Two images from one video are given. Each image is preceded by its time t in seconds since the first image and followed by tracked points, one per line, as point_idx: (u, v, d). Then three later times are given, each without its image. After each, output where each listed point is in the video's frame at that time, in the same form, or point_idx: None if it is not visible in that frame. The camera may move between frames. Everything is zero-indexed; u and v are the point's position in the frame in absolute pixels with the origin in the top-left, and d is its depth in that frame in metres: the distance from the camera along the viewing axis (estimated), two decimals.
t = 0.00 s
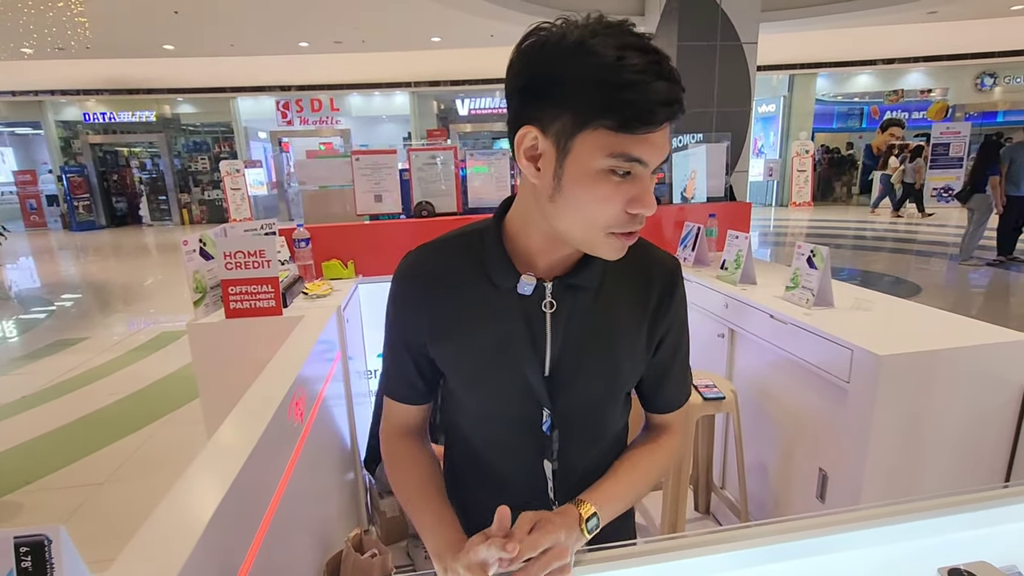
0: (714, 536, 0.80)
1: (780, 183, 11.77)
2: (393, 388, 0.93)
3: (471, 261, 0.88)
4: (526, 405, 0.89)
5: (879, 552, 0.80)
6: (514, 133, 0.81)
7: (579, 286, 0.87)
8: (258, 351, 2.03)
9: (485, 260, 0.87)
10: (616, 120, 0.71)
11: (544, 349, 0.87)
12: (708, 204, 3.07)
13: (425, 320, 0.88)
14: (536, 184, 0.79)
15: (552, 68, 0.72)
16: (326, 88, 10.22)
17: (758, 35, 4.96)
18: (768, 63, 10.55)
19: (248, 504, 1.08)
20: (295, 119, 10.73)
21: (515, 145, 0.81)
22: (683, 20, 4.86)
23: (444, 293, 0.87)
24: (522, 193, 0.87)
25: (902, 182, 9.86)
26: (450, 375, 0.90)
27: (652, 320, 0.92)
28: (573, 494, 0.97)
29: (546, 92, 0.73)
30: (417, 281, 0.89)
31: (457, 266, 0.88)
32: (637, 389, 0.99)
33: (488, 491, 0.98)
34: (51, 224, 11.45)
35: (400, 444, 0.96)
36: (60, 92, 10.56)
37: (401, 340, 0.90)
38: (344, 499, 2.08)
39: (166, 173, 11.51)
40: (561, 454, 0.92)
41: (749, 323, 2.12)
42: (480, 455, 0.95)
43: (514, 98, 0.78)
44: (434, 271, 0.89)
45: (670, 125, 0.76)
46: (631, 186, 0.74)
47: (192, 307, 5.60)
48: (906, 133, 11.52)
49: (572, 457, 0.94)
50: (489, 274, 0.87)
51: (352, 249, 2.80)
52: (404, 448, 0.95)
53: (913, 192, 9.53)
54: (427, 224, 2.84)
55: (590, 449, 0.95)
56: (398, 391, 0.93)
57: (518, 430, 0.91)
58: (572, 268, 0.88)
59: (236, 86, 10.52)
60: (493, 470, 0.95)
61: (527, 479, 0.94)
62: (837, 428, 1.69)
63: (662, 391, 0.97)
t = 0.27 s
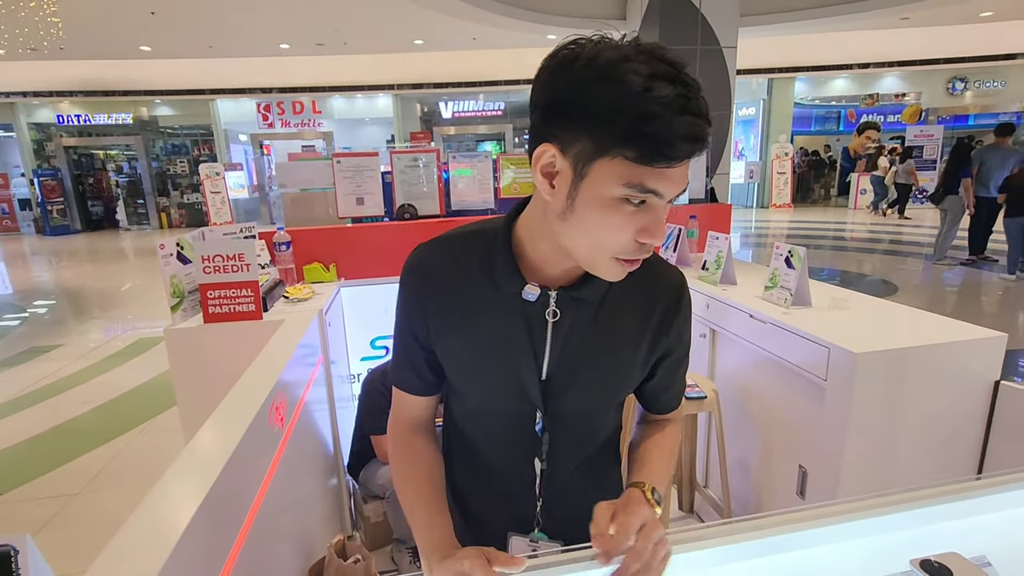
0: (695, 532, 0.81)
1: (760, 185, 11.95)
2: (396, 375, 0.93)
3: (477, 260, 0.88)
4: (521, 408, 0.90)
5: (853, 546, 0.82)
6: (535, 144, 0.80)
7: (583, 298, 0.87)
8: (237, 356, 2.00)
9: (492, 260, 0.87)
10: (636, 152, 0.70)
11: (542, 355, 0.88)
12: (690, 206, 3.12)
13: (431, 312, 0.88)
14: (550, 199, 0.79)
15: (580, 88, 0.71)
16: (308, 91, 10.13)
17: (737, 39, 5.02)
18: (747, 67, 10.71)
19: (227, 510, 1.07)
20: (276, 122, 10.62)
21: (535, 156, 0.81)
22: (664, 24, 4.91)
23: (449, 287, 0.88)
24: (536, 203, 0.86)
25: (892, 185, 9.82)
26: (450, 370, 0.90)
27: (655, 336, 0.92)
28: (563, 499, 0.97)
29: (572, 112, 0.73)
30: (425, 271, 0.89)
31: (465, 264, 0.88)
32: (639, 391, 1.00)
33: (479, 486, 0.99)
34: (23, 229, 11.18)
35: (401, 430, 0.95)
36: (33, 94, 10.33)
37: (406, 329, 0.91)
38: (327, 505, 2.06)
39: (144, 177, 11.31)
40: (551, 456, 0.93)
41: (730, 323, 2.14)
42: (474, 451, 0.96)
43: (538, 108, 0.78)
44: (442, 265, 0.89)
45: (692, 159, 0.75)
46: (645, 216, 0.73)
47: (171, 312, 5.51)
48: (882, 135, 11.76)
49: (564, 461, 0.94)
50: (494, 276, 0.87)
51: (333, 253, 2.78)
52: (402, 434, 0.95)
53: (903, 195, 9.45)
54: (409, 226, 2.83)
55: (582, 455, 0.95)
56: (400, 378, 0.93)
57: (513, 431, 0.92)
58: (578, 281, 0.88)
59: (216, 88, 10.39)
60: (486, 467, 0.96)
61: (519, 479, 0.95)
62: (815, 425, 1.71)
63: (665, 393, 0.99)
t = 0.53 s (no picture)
0: (684, 536, 0.81)
1: (745, 187, 12.08)
2: (378, 385, 0.90)
3: (463, 262, 0.88)
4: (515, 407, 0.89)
5: (837, 545, 0.83)
6: (527, 142, 0.79)
7: (574, 293, 0.87)
8: (221, 362, 1.97)
9: (481, 261, 0.87)
10: (634, 146, 0.71)
11: (535, 350, 0.87)
12: (675, 208, 3.15)
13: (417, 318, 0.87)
14: (545, 196, 0.79)
15: (576, 86, 0.71)
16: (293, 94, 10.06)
17: (721, 43, 5.07)
18: (731, 71, 10.83)
19: (211, 519, 1.05)
20: (261, 125, 10.53)
21: (526, 155, 0.80)
22: (649, 29, 4.94)
23: (435, 291, 0.87)
24: (525, 200, 0.86)
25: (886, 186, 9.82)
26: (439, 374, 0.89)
27: (638, 328, 0.94)
28: (559, 499, 0.96)
29: (567, 110, 0.73)
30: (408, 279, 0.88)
31: (451, 266, 0.88)
32: (622, 381, 1.01)
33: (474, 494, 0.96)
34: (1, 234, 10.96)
35: (383, 444, 0.91)
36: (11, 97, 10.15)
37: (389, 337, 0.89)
38: (313, 513, 2.04)
39: (126, 181, 11.16)
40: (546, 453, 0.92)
41: (715, 325, 2.16)
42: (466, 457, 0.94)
43: (529, 110, 0.78)
44: (427, 270, 0.88)
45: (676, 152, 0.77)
46: (639, 209, 0.74)
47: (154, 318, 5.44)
48: (863, 138, 11.95)
49: (558, 459, 0.94)
50: (483, 276, 0.86)
51: (319, 257, 2.75)
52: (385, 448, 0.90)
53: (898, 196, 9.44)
54: (396, 230, 2.82)
55: (575, 452, 0.95)
56: (383, 388, 0.90)
57: (507, 432, 0.90)
58: (567, 275, 0.88)
59: (199, 91, 10.28)
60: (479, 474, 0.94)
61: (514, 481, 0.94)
62: (800, 426, 1.73)
63: (649, 381, 1.01)
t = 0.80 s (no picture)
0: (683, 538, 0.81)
1: (740, 191, 12.14)
2: (341, 411, 0.80)
3: (431, 268, 0.83)
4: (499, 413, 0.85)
5: (832, 549, 0.83)
6: (494, 150, 0.77)
7: (538, 286, 0.89)
8: (215, 367, 1.96)
9: (451, 266, 0.83)
10: (607, 146, 0.76)
11: (515, 348, 0.85)
12: (670, 213, 3.16)
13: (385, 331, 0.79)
14: (522, 200, 0.77)
15: (548, 92, 0.72)
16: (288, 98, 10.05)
17: (715, 48, 5.10)
18: (726, 76, 10.90)
19: (205, 524, 1.05)
20: (256, 129, 10.52)
21: (493, 160, 0.77)
22: (643, 33, 4.97)
23: (403, 303, 0.80)
24: (483, 203, 0.83)
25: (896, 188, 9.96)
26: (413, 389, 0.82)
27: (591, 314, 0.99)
28: (558, 490, 0.94)
29: (540, 115, 0.73)
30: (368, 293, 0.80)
31: (419, 274, 0.82)
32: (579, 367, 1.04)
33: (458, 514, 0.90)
34: None
35: (358, 470, 0.82)
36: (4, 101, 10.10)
37: (353, 358, 0.79)
38: (308, 519, 2.03)
39: (119, 185, 11.10)
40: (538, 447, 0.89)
41: (710, 329, 2.16)
42: (445, 475, 0.88)
43: (487, 114, 0.76)
44: (391, 280, 0.81)
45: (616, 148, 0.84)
46: (605, 203, 0.80)
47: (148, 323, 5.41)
48: (856, 142, 12.04)
49: (548, 452, 0.91)
50: (454, 281, 0.82)
51: (314, 262, 2.75)
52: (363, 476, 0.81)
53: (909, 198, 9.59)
54: (391, 234, 2.82)
55: (558, 449, 0.94)
56: (346, 413, 0.80)
57: (494, 434, 0.85)
58: (526, 270, 0.89)
59: (194, 96, 10.25)
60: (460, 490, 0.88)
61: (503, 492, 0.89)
62: (794, 428, 1.73)
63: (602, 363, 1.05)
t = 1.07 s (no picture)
0: (685, 541, 0.81)
1: (743, 192, 12.13)
2: (296, 434, 0.73)
3: (386, 274, 0.80)
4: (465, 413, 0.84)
5: (835, 552, 0.83)
6: (448, 151, 0.77)
7: (489, 283, 0.91)
8: (219, 366, 1.96)
9: (407, 270, 0.81)
10: (558, 148, 0.80)
11: (476, 346, 0.86)
12: (674, 213, 3.16)
13: (343, 344, 0.74)
14: (478, 200, 0.78)
15: (503, 94, 0.74)
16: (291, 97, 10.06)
17: (719, 48, 5.10)
18: (729, 76, 10.88)
19: (210, 523, 1.05)
20: (260, 129, 10.55)
21: (447, 162, 0.77)
22: (647, 34, 4.97)
23: (357, 314, 0.76)
24: (435, 205, 0.82)
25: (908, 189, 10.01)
26: (374, 402, 0.78)
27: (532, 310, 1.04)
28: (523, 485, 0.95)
29: (496, 116, 0.74)
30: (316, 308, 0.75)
31: (374, 281, 0.79)
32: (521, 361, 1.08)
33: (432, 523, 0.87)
34: None
35: (322, 501, 0.74)
36: (9, 101, 10.14)
37: (306, 379, 0.73)
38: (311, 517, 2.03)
39: (124, 184, 11.14)
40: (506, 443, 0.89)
41: (714, 330, 2.16)
42: (414, 486, 0.85)
43: (438, 118, 0.77)
44: (343, 292, 0.77)
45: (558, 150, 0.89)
46: (552, 202, 0.84)
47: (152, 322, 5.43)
48: (860, 143, 12.01)
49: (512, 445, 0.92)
50: (411, 283, 0.81)
51: (318, 261, 2.75)
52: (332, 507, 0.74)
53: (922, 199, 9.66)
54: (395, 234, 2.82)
55: (519, 443, 0.95)
56: (301, 437, 0.73)
57: (462, 435, 0.84)
58: (477, 270, 0.91)
59: (198, 95, 10.28)
60: (430, 498, 0.86)
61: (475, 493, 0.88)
62: (799, 430, 1.73)
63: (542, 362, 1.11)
